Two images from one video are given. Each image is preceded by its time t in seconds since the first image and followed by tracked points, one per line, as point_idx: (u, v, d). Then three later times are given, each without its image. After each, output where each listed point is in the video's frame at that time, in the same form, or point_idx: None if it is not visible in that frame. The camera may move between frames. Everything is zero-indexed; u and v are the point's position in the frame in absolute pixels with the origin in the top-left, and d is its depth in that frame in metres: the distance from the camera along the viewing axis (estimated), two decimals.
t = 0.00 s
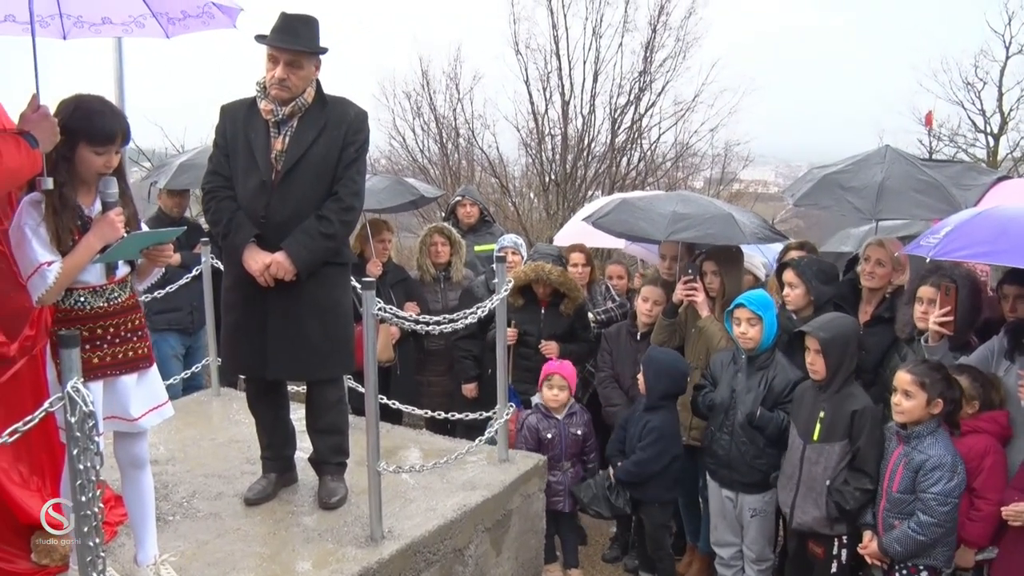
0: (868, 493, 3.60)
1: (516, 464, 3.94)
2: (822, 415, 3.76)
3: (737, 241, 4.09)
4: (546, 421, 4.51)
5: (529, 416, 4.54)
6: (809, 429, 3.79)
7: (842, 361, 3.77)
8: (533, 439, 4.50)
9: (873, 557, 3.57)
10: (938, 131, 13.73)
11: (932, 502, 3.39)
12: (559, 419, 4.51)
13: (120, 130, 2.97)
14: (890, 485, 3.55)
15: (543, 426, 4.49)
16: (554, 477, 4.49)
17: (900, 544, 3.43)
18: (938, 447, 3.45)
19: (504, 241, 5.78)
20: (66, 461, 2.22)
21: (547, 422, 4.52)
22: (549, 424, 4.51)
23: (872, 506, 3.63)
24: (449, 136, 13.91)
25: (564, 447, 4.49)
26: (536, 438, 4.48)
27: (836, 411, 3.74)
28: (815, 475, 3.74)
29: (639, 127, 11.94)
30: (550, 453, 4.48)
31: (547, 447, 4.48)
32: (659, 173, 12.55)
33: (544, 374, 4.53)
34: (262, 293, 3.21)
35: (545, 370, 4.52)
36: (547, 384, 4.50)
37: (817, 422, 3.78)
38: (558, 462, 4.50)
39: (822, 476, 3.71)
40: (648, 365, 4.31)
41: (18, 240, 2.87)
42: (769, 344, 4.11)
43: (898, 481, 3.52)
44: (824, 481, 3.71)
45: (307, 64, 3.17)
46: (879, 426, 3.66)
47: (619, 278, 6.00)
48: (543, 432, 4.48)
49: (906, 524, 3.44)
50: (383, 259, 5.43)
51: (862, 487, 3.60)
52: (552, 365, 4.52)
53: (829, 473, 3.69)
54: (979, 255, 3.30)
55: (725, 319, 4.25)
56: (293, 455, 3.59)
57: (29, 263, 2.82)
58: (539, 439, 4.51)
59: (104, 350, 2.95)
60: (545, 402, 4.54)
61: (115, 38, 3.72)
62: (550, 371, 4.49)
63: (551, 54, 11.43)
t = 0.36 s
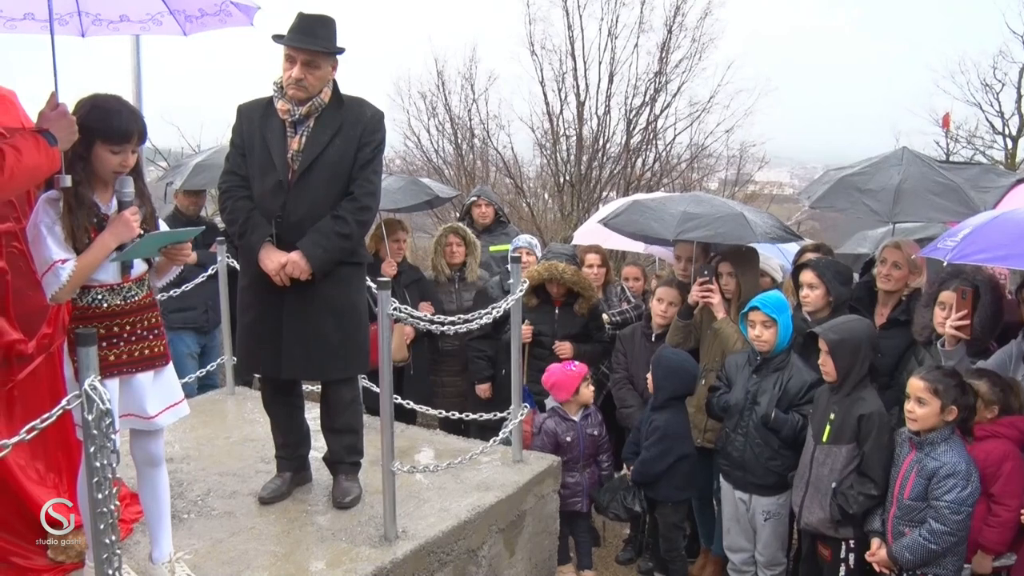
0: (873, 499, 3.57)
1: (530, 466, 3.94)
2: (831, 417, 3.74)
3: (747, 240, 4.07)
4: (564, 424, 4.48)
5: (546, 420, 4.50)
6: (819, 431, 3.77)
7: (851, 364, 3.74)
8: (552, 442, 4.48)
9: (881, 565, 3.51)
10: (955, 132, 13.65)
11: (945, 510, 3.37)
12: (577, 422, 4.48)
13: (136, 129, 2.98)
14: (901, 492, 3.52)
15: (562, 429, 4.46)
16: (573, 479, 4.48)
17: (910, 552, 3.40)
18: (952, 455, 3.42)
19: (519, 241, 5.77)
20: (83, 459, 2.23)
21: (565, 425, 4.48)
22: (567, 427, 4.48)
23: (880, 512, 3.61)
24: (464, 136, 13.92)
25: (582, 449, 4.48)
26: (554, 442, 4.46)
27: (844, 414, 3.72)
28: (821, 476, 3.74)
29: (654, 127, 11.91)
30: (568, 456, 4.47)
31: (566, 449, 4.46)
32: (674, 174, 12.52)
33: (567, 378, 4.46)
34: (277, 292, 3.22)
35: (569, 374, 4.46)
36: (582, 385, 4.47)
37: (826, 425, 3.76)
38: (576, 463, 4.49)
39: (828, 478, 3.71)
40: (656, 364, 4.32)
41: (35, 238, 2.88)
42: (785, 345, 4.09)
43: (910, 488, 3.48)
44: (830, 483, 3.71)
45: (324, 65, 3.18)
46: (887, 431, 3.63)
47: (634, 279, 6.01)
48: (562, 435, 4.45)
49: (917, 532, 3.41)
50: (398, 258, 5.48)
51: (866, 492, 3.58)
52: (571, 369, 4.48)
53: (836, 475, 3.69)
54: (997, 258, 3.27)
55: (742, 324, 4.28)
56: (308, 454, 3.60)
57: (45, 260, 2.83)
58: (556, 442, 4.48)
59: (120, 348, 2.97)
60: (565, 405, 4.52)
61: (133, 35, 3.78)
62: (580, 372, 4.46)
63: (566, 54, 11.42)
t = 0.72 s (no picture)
0: (878, 501, 3.58)
1: (541, 466, 3.94)
2: (842, 417, 3.74)
3: (758, 238, 4.05)
4: (586, 426, 4.42)
5: (568, 425, 4.38)
6: (829, 431, 3.77)
7: (864, 366, 3.72)
8: (576, 446, 4.39)
9: (889, 566, 3.49)
10: (970, 132, 13.58)
11: (956, 514, 3.33)
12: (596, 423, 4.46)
13: (149, 131, 2.99)
14: (912, 495, 3.49)
15: (587, 432, 4.39)
16: (597, 479, 4.46)
17: (919, 555, 3.37)
18: (966, 458, 3.39)
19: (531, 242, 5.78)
20: (97, 457, 2.24)
21: (586, 427, 4.42)
22: (589, 429, 4.42)
23: (889, 515, 3.59)
24: (475, 137, 13.93)
25: (602, 448, 4.48)
26: (580, 445, 4.39)
27: (855, 415, 3.71)
28: (829, 477, 3.73)
29: (665, 128, 11.89)
30: (592, 457, 4.44)
31: (590, 451, 4.42)
32: (685, 175, 12.49)
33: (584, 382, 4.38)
34: (289, 292, 3.23)
35: (586, 379, 4.38)
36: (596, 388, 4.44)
37: (837, 425, 3.75)
38: (596, 463, 4.47)
39: (835, 479, 3.70)
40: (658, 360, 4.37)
41: (48, 239, 2.88)
42: (798, 346, 4.08)
43: (922, 491, 3.45)
44: (837, 484, 3.70)
45: (337, 64, 3.18)
46: (896, 434, 3.61)
47: (646, 280, 6.03)
48: (587, 438, 4.40)
49: (927, 535, 3.38)
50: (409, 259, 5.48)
51: (872, 495, 3.59)
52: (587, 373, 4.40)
53: (843, 476, 3.67)
54: (1013, 260, 3.24)
55: (755, 324, 4.26)
56: (320, 453, 3.61)
57: (58, 261, 2.83)
58: (580, 445, 4.40)
59: (133, 348, 2.98)
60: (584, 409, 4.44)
61: (146, 36, 3.79)
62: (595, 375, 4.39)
63: (578, 54, 11.41)
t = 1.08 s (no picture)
0: (896, 501, 3.56)
1: (547, 467, 3.94)
2: (853, 420, 3.72)
3: (764, 237, 4.05)
4: (594, 425, 4.42)
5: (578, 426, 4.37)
6: (841, 433, 3.75)
7: (873, 368, 3.71)
8: (586, 445, 4.39)
9: (911, 567, 3.48)
10: (977, 133, 13.56)
11: (981, 513, 3.34)
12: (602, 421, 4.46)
13: (157, 132, 2.99)
14: (931, 495, 3.49)
15: (595, 431, 4.39)
16: (606, 476, 4.48)
17: (945, 555, 3.36)
18: (985, 457, 3.40)
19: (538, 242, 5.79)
20: (104, 457, 2.24)
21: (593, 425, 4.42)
22: (596, 427, 4.43)
23: (907, 515, 3.59)
24: (481, 137, 13.93)
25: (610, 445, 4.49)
26: (591, 443, 4.39)
27: (867, 416, 3.69)
28: (843, 480, 3.71)
29: (671, 128, 11.88)
30: (601, 454, 4.45)
31: (599, 448, 4.43)
32: (691, 175, 12.48)
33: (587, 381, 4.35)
34: (296, 293, 3.23)
35: (589, 378, 4.36)
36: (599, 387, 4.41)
37: (848, 427, 3.73)
38: (605, 461, 4.48)
39: (850, 481, 3.68)
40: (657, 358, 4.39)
41: (56, 240, 2.89)
42: (806, 347, 4.07)
43: (942, 491, 3.45)
44: (852, 486, 3.68)
45: (344, 65, 3.18)
46: (911, 434, 3.59)
47: (652, 281, 6.04)
48: (596, 437, 4.40)
49: (952, 534, 3.38)
50: (416, 259, 5.49)
51: (891, 495, 3.57)
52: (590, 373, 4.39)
53: (859, 478, 3.66)
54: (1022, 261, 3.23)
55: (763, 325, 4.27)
56: (326, 454, 3.61)
57: (66, 261, 2.84)
58: (589, 445, 4.40)
59: (140, 349, 2.98)
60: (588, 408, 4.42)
61: (151, 35, 3.79)
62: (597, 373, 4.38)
63: (584, 55, 11.40)
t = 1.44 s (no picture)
0: (912, 502, 3.57)
1: (550, 469, 3.94)
2: (863, 425, 3.71)
3: (768, 241, 4.05)
4: (594, 426, 4.43)
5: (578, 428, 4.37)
6: (851, 438, 3.74)
7: (882, 370, 3.73)
8: (587, 447, 4.39)
9: (918, 568, 3.50)
10: (981, 135, 13.55)
11: (988, 514, 3.34)
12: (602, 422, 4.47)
13: (160, 132, 3.00)
14: (939, 496, 3.50)
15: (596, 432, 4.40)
16: (607, 478, 4.48)
17: (951, 556, 3.37)
18: (992, 458, 3.39)
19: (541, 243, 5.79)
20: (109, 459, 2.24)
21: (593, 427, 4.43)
22: (596, 429, 4.44)
23: (916, 516, 3.59)
24: (485, 139, 13.92)
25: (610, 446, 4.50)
26: (592, 445, 4.39)
27: (878, 422, 3.69)
28: (858, 484, 3.70)
29: (675, 130, 11.88)
30: (601, 456, 4.45)
31: (600, 450, 4.43)
32: (695, 177, 12.48)
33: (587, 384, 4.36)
34: (302, 295, 3.23)
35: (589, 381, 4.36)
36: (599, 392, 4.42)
37: (858, 431, 3.73)
38: (606, 463, 4.48)
39: (864, 486, 3.67)
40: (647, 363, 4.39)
41: (61, 241, 2.89)
42: (810, 351, 4.07)
43: (949, 492, 3.46)
44: (866, 491, 3.67)
45: (348, 68, 3.18)
46: (924, 434, 3.61)
47: (655, 284, 6.04)
48: (597, 438, 4.41)
49: (959, 535, 3.38)
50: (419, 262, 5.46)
51: (906, 497, 3.57)
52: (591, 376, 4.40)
53: (874, 482, 3.65)
54: None
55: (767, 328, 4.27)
56: (329, 456, 3.62)
57: (71, 263, 2.84)
58: (590, 447, 4.41)
59: (145, 351, 2.98)
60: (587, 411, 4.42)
61: (156, 37, 3.76)
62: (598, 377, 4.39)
63: (588, 57, 11.41)
